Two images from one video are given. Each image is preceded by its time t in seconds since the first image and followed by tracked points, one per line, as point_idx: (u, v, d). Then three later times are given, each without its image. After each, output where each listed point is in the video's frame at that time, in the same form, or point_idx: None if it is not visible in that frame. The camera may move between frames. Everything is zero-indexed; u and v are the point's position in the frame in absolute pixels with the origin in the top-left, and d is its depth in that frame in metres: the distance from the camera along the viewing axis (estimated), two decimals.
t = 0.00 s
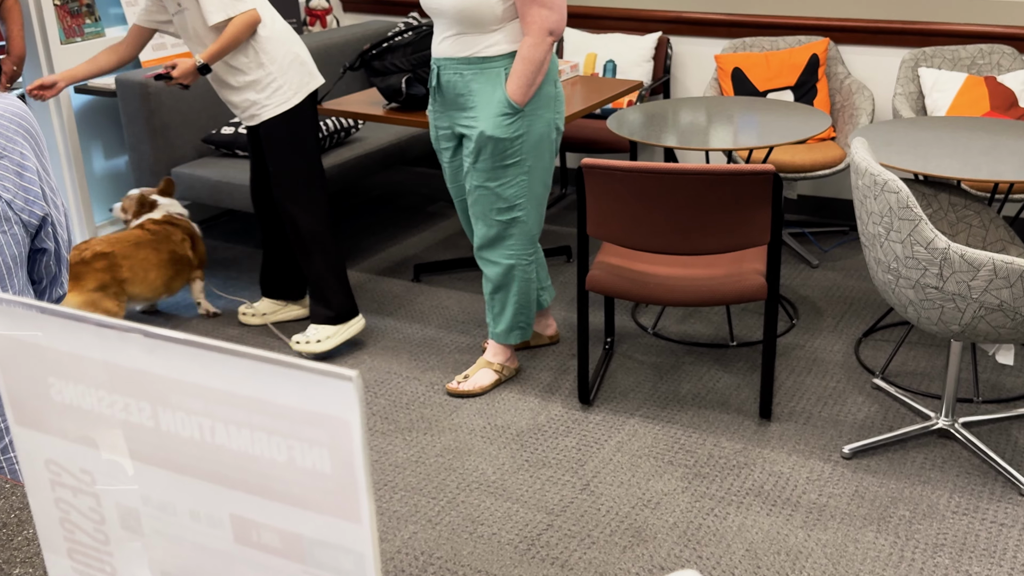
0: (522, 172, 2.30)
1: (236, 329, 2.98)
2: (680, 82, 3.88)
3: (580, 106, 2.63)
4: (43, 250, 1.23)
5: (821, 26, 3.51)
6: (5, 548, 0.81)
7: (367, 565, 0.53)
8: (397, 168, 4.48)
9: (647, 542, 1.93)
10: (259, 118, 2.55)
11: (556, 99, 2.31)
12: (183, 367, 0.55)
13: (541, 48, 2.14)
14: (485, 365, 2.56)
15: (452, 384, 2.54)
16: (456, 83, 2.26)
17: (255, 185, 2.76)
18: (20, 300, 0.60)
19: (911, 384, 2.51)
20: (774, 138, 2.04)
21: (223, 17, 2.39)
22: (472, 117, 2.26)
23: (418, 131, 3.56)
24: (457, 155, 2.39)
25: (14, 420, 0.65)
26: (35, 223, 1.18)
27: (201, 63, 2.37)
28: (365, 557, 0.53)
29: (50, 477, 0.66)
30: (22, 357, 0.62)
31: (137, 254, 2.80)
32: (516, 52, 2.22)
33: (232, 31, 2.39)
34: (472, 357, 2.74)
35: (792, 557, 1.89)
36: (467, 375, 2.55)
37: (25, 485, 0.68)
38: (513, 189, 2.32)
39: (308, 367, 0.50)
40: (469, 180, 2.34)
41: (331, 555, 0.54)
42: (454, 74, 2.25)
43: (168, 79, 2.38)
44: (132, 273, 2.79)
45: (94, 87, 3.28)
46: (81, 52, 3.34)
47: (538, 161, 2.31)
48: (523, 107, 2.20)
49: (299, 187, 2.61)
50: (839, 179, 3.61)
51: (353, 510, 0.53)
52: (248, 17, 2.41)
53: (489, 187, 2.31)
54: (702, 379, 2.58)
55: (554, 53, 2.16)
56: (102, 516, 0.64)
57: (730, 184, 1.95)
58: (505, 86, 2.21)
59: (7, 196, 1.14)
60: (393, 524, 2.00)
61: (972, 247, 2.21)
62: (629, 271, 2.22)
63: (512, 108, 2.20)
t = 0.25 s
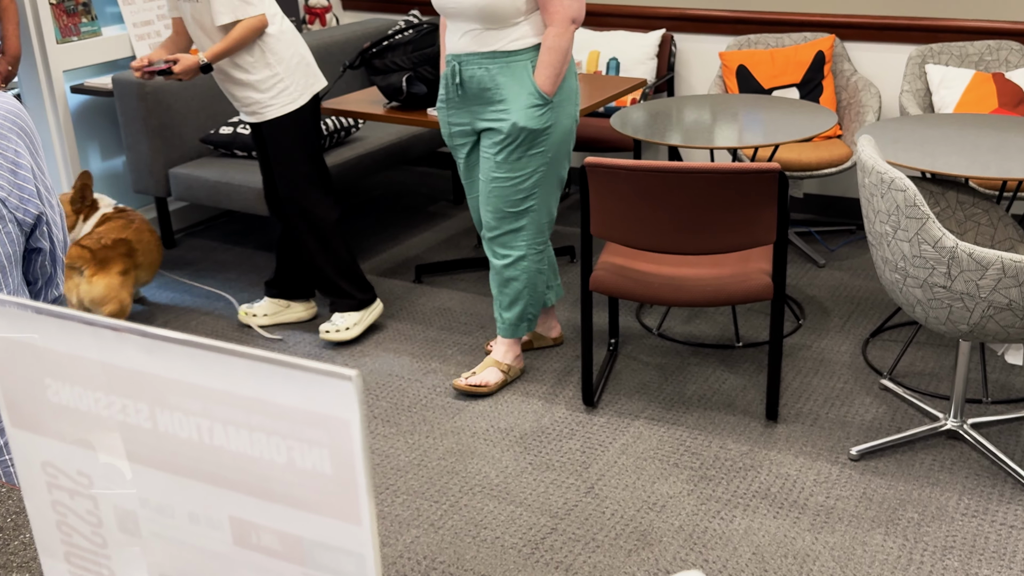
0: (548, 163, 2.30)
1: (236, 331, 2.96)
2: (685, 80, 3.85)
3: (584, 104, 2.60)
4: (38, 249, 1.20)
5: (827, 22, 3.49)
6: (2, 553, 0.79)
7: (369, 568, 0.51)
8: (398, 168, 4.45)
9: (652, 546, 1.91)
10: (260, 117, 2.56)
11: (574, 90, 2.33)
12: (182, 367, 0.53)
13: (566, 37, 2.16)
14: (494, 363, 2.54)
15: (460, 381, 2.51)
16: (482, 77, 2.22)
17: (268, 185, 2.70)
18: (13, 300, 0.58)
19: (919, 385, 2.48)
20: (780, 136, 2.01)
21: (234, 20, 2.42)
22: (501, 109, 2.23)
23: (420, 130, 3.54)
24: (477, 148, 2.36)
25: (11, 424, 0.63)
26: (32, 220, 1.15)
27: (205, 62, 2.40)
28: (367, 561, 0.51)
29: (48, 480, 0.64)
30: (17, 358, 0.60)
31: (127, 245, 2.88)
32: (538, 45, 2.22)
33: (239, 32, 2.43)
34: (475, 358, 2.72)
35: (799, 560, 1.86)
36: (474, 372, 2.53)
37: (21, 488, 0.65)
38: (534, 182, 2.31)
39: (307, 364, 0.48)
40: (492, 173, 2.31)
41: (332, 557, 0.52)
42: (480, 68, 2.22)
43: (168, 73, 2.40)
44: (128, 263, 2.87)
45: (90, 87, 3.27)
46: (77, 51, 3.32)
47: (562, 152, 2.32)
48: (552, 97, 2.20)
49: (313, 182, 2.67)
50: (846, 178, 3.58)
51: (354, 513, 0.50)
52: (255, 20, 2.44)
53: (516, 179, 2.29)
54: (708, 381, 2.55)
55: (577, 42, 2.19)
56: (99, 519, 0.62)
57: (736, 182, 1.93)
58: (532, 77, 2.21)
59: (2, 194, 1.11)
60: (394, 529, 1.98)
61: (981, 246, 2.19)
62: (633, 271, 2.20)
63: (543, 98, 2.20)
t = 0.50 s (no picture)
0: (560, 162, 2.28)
1: (236, 337, 2.93)
2: (688, 81, 3.82)
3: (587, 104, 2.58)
4: (33, 258, 1.16)
5: (831, 21, 3.47)
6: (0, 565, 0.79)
7: None
8: (399, 171, 4.43)
9: (658, 552, 1.88)
10: (269, 122, 2.55)
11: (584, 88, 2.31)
12: (182, 375, 0.54)
13: (580, 36, 2.14)
14: (540, 356, 2.57)
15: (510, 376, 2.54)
16: (492, 77, 2.20)
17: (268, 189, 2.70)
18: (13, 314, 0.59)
19: (927, 387, 2.46)
20: (784, 136, 1.99)
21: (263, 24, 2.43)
22: (511, 110, 2.20)
23: (421, 132, 3.52)
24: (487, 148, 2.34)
25: (9, 432, 0.64)
26: (26, 225, 1.13)
27: (234, 66, 2.42)
28: (369, 569, 0.52)
29: (47, 490, 0.65)
30: (18, 368, 0.62)
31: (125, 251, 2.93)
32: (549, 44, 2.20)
33: (266, 36, 2.44)
34: (478, 363, 2.69)
35: (808, 566, 1.83)
36: (523, 367, 2.56)
37: (20, 497, 0.66)
38: (550, 180, 2.29)
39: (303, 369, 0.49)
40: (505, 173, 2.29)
41: (334, 566, 0.53)
42: (489, 68, 2.20)
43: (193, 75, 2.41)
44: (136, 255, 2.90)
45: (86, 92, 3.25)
46: (73, 56, 3.30)
47: (573, 150, 2.30)
48: (564, 96, 2.18)
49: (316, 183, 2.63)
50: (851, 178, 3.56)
51: (356, 521, 0.52)
52: (282, 24, 2.44)
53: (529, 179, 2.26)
54: (714, 384, 2.52)
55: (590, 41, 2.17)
56: (99, 530, 0.63)
57: (741, 183, 1.90)
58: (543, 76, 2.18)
59: None
60: (397, 537, 1.95)
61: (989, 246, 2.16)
62: (638, 273, 2.17)
63: (554, 98, 2.17)
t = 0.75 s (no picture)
0: (569, 166, 2.26)
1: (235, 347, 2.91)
2: (690, 83, 3.80)
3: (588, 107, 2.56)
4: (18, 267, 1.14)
5: (834, 21, 3.44)
6: None
7: None
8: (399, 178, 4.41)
9: (663, 561, 1.86)
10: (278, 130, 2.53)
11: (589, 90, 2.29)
12: (172, 392, 0.71)
13: (586, 38, 2.12)
14: (544, 365, 2.54)
15: (513, 385, 2.52)
16: (496, 82, 2.17)
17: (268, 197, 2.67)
18: (71, 337, 0.74)
19: (935, 390, 2.43)
20: (788, 137, 1.96)
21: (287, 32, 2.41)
22: (517, 116, 2.18)
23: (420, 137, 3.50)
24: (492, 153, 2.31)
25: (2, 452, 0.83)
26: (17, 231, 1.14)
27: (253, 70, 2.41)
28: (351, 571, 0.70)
29: (33, 504, 0.84)
30: (10, 383, 0.79)
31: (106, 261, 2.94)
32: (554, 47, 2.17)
33: (288, 45, 2.43)
34: (480, 370, 2.66)
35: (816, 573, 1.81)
36: (527, 376, 2.53)
37: (10, 509, 0.86)
38: (563, 184, 2.27)
39: (303, 388, 0.66)
40: (514, 179, 2.27)
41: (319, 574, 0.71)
42: (493, 73, 2.17)
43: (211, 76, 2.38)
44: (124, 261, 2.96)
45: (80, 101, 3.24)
46: (66, 65, 3.28)
47: (580, 153, 2.28)
48: (571, 99, 2.16)
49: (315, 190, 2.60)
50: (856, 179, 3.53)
51: (345, 536, 0.69)
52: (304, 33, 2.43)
53: (539, 184, 2.24)
54: (719, 389, 2.50)
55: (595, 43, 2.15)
56: (85, 544, 0.82)
57: (744, 185, 1.88)
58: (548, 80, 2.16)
59: None
60: (399, 549, 1.93)
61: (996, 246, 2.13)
62: (640, 278, 2.15)
63: (561, 101, 2.15)
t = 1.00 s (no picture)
0: (577, 177, 2.24)
1: (237, 363, 2.89)
2: (694, 89, 3.78)
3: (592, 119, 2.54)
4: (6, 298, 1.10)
5: (838, 25, 3.42)
6: None
7: None
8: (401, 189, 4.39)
9: None
10: (284, 143, 2.53)
11: (594, 99, 2.27)
12: (116, 434, 0.77)
13: (590, 49, 2.10)
14: (550, 378, 2.51)
15: (517, 399, 2.49)
16: (500, 96, 2.15)
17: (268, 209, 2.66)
18: (40, 385, 0.80)
19: (946, 399, 2.40)
20: (794, 145, 1.94)
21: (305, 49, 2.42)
22: (523, 129, 2.16)
23: (422, 149, 3.48)
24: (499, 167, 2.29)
25: None
26: (2, 254, 1.14)
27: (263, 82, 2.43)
28: None
29: None
30: None
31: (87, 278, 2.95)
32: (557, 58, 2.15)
33: (303, 60, 2.44)
34: (484, 384, 2.64)
35: None
36: (531, 390, 2.50)
37: None
38: (573, 196, 2.25)
39: (252, 433, 0.70)
40: (524, 192, 2.25)
41: None
42: (496, 86, 2.15)
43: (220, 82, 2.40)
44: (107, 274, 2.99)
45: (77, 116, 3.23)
46: (63, 80, 3.27)
47: (588, 164, 2.26)
48: (576, 110, 2.14)
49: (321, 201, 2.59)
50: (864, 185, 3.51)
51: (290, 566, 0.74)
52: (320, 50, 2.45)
53: (548, 197, 2.23)
54: (726, 401, 2.47)
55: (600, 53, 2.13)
56: None
57: (747, 195, 1.86)
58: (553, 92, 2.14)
59: None
60: (402, 568, 1.91)
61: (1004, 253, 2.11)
62: (644, 289, 2.13)
63: (567, 113, 2.14)
